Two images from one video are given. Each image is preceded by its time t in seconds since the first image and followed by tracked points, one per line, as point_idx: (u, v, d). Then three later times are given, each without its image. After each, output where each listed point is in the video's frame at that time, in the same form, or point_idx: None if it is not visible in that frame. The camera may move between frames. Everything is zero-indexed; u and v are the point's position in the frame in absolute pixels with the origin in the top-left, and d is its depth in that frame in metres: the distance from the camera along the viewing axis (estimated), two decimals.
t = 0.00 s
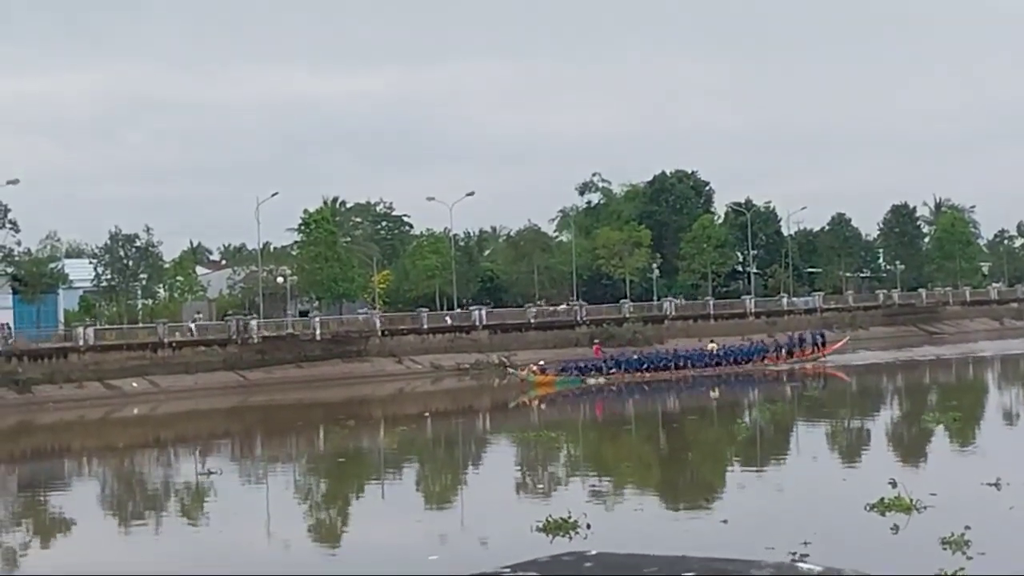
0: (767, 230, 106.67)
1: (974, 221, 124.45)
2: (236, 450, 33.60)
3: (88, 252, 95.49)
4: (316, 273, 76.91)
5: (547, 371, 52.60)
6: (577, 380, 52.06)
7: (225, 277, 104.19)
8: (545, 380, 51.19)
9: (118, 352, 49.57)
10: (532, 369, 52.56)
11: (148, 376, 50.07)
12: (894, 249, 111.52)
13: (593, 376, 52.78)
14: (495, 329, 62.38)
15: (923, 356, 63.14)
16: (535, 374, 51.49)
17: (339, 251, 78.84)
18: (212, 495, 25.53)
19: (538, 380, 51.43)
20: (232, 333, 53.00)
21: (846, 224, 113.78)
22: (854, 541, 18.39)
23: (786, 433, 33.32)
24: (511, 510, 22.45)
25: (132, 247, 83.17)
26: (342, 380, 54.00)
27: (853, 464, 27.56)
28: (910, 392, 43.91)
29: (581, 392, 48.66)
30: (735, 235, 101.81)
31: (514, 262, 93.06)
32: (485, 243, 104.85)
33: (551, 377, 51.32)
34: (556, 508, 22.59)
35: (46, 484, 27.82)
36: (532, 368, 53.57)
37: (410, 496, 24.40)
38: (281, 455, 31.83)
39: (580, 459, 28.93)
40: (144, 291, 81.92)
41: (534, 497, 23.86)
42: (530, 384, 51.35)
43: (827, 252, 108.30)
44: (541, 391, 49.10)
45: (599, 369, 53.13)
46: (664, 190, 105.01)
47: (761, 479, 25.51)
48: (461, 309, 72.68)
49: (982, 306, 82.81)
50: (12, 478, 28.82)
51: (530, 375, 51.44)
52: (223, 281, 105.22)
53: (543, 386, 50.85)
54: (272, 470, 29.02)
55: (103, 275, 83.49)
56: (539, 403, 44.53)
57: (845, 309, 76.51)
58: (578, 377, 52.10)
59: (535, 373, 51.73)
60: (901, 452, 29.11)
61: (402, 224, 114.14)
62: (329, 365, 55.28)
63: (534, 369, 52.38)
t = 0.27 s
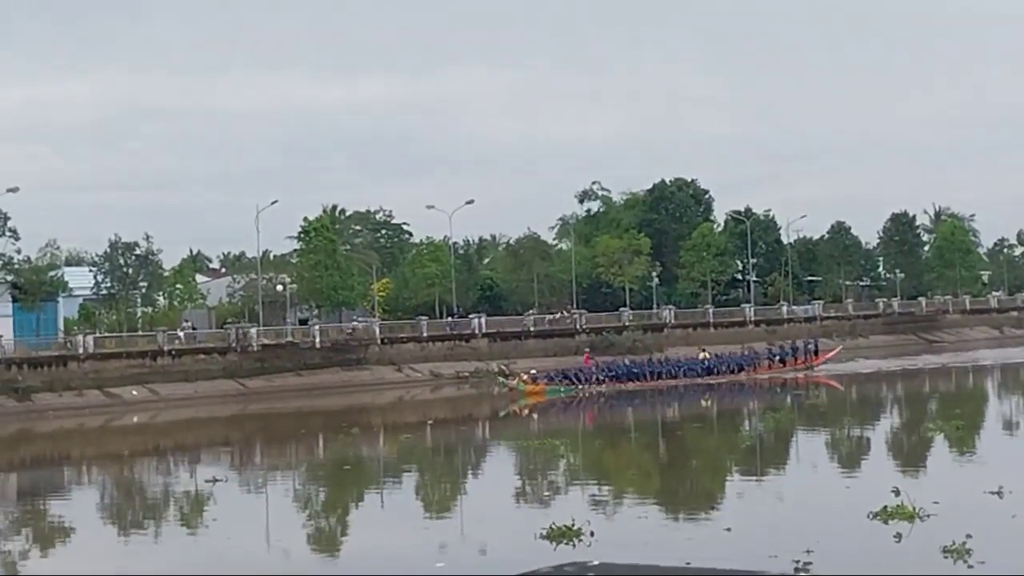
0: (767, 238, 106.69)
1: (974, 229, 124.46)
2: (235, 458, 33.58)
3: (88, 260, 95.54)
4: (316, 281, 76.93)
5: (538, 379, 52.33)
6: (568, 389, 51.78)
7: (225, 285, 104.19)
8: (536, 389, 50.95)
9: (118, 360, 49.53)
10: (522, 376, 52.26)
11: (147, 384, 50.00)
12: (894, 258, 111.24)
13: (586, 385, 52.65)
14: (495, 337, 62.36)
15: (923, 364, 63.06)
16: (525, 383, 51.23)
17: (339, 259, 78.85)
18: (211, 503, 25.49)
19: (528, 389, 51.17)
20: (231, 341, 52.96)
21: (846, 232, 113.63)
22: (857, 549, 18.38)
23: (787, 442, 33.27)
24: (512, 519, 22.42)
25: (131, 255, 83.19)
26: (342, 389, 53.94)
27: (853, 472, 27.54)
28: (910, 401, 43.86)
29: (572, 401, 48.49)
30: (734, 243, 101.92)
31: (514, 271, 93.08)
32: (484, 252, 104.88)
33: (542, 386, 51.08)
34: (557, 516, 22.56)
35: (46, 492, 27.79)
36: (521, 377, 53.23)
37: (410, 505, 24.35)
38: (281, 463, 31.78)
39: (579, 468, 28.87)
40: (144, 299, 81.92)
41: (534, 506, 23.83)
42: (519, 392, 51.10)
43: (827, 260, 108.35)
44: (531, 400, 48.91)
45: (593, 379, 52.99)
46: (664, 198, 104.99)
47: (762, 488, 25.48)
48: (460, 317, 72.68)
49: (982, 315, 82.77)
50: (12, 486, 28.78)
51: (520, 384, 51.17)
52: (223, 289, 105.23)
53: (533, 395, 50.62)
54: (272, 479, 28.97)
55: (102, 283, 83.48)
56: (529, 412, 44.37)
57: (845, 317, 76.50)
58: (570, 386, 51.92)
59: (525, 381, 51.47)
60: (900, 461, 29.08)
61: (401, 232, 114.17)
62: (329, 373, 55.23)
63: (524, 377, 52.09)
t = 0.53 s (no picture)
0: (766, 244, 106.75)
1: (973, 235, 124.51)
2: (234, 464, 33.56)
3: (86, 266, 95.56)
4: (314, 287, 76.96)
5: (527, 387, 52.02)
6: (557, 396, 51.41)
7: (223, 291, 104.19)
8: (525, 396, 50.70)
9: (116, 366, 49.51)
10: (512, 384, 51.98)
11: (146, 390, 49.96)
12: (892, 264, 110.66)
13: (580, 391, 52.46)
14: (494, 343, 62.35)
15: (921, 370, 63.06)
16: (514, 390, 50.97)
17: (338, 265, 78.86)
18: (210, 509, 25.49)
19: (517, 397, 50.92)
20: (230, 347, 52.95)
21: (844, 238, 113.16)
22: (856, 554, 18.40)
23: (785, 447, 33.27)
24: (513, 524, 22.44)
25: (130, 261, 83.21)
26: (341, 395, 53.91)
27: (852, 477, 27.54)
28: (909, 406, 43.83)
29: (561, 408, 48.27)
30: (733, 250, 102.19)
31: (513, 276, 93.12)
32: (483, 257, 104.92)
33: (531, 393, 50.82)
34: (556, 522, 22.54)
35: (45, 498, 27.78)
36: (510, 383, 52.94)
37: (409, 511, 24.35)
38: (280, 469, 31.76)
39: (578, 474, 28.87)
40: (143, 305, 81.93)
41: (532, 512, 23.80)
42: (508, 400, 50.85)
43: (826, 267, 108.57)
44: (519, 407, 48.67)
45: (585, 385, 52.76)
46: (663, 205, 104.95)
47: (761, 493, 25.49)
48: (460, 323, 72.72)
49: (981, 321, 82.74)
50: (11, 492, 28.78)
51: (510, 391, 50.94)
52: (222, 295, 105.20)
53: (522, 402, 50.35)
54: (271, 485, 28.94)
55: (102, 289, 83.48)
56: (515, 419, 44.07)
57: (843, 323, 76.51)
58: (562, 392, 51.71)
59: (514, 389, 51.20)
60: (899, 466, 29.08)
61: (401, 237, 114.20)
62: (327, 379, 55.19)
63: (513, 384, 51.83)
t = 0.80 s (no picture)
0: (764, 250, 106.83)
1: (971, 240, 124.59)
2: (233, 470, 33.55)
3: (85, 272, 95.57)
4: (313, 293, 76.96)
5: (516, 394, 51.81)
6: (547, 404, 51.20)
7: (222, 297, 104.22)
8: (514, 404, 50.53)
9: (114, 372, 49.47)
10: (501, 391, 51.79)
11: (144, 396, 49.92)
12: (891, 269, 110.24)
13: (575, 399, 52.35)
14: (493, 349, 62.36)
15: (920, 376, 63.09)
16: (503, 398, 50.79)
17: (337, 271, 78.89)
18: (209, 515, 25.46)
19: (506, 404, 50.76)
20: (228, 352, 52.99)
21: (843, 244, 113.81)
22: (856, 560, 18.43)
23: (785, 453, 33.24)
24: (512, 530, 22.44)
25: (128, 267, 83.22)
26: (339, 401, 53.87)
27: (851, 483, 27.54)
28: (908, 412, 43.79)
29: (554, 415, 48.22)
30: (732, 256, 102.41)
31: (512, 282, 93.10)
32: (482, 263, 104.94)
33: (520, 401, 50.65)
34: (554, 528, 22.56)
35: (43, 504, 27.76)
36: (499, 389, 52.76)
37: (409, 517, 24.33)
38: (279, 475, 31.73)
39: (577, 480, 28.81)
40: (141, 311, 81.93)
41: (531, 518, 23.80)
42: (497, 407, 50.68)
43: (824, 272, 108.74)
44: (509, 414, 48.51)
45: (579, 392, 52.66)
46: (661, 211, 105.19)
47: (759, 500, 25.46)
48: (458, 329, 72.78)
49: (979, 326, 82.73)
50: (9, 498, 28.76)
51: (499, 398, 50.77)
52: (220, 302, 105.14)
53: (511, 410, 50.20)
54: (269, 491, 28.89)
55: (101, 295, 83.43)
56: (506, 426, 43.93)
57: (842, 329, 76.52)
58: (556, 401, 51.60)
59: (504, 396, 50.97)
60: (898, 473, 29.03)
61: (399, 243, 114.21)
62: (326, 385, 55.16)
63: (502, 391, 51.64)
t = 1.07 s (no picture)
0: (765, 257, 106.82)
1: (973, 247, 124.48)
2: (234, 477, 33.51)
3: (86, 279, 95.58)
4: (314, 300, 76.96)
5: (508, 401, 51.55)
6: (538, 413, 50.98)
7: (223, 304, 104.22)
8: (505, 411, 50.27)
9: (115, 379, 49.46)
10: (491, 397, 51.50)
11: (145, 404, 49.91)
12: (892, 276, 110.98)
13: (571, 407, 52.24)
14: (493, 355, 62.33)
15: (922, 383, 63.02)
16: (494, 405, 50.52)
17: (338, 278, 78.86)
18: (209, 522, 25.48)
19: (498, 411, 50.51)
20: (229, 359, 52.95)
21: (843, 251, 113.15)
22: (861, 567, 18.46)
23: (786, 460, 33.21)
24: (512, 538, 22.45)
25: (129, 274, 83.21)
26: (340, 408, 53.85)
27: (852, 491, 27.54)
28: (908, 419, 43.77)
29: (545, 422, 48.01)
30: (733, 263, 102.23)
31: (513, 289, 93.19)
32: (483, 270, 104.93)
33: (511, 408, 50.41)
34: (556, 535, 22.54)
35: (44, 511, 27.76)
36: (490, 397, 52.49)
37: (410, 524, 24.34)
38: (280, 482, 31.73)
39: (577, 487, 28.81)
40: (142, 318, 81.90)
41: (532, 525, 23.75)
42: (488, 414, 50.44)
43: (825, 279, 108.67)
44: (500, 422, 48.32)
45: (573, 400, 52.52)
46: (662, 217, 105.10)
47: (760, 507, 25.45)
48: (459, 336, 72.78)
49: (980, 333, 82.69)
50: (10, 506, 28.76)
51: (490, 405, 50.51)
52: (221, 309, 105.12)
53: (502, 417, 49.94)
54: (270, 498, 28.88)
55: (101, 302, 83.41)
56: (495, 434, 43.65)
57: (843, 335, 76.47)
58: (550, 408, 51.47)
59: (495, 403, 50.73)
60: (900, 479, 29.02)
61: (400, 250, 114.23)
62: (327, 392, 55.13)
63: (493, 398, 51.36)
